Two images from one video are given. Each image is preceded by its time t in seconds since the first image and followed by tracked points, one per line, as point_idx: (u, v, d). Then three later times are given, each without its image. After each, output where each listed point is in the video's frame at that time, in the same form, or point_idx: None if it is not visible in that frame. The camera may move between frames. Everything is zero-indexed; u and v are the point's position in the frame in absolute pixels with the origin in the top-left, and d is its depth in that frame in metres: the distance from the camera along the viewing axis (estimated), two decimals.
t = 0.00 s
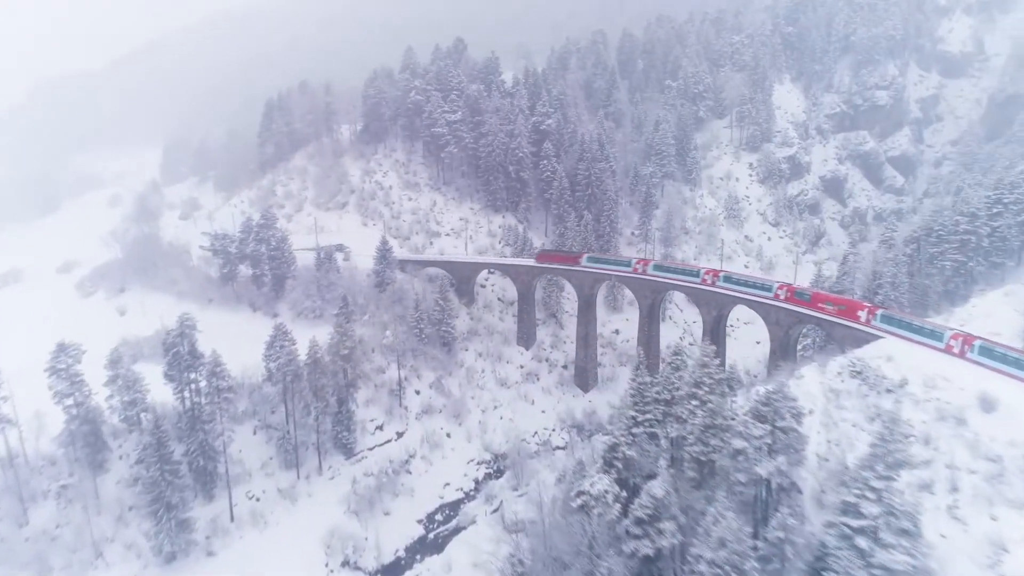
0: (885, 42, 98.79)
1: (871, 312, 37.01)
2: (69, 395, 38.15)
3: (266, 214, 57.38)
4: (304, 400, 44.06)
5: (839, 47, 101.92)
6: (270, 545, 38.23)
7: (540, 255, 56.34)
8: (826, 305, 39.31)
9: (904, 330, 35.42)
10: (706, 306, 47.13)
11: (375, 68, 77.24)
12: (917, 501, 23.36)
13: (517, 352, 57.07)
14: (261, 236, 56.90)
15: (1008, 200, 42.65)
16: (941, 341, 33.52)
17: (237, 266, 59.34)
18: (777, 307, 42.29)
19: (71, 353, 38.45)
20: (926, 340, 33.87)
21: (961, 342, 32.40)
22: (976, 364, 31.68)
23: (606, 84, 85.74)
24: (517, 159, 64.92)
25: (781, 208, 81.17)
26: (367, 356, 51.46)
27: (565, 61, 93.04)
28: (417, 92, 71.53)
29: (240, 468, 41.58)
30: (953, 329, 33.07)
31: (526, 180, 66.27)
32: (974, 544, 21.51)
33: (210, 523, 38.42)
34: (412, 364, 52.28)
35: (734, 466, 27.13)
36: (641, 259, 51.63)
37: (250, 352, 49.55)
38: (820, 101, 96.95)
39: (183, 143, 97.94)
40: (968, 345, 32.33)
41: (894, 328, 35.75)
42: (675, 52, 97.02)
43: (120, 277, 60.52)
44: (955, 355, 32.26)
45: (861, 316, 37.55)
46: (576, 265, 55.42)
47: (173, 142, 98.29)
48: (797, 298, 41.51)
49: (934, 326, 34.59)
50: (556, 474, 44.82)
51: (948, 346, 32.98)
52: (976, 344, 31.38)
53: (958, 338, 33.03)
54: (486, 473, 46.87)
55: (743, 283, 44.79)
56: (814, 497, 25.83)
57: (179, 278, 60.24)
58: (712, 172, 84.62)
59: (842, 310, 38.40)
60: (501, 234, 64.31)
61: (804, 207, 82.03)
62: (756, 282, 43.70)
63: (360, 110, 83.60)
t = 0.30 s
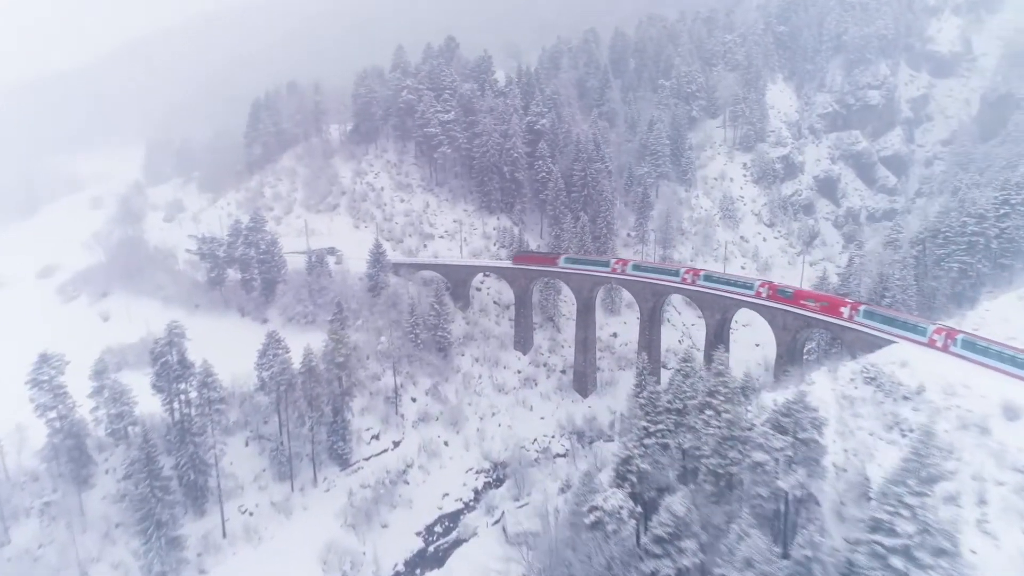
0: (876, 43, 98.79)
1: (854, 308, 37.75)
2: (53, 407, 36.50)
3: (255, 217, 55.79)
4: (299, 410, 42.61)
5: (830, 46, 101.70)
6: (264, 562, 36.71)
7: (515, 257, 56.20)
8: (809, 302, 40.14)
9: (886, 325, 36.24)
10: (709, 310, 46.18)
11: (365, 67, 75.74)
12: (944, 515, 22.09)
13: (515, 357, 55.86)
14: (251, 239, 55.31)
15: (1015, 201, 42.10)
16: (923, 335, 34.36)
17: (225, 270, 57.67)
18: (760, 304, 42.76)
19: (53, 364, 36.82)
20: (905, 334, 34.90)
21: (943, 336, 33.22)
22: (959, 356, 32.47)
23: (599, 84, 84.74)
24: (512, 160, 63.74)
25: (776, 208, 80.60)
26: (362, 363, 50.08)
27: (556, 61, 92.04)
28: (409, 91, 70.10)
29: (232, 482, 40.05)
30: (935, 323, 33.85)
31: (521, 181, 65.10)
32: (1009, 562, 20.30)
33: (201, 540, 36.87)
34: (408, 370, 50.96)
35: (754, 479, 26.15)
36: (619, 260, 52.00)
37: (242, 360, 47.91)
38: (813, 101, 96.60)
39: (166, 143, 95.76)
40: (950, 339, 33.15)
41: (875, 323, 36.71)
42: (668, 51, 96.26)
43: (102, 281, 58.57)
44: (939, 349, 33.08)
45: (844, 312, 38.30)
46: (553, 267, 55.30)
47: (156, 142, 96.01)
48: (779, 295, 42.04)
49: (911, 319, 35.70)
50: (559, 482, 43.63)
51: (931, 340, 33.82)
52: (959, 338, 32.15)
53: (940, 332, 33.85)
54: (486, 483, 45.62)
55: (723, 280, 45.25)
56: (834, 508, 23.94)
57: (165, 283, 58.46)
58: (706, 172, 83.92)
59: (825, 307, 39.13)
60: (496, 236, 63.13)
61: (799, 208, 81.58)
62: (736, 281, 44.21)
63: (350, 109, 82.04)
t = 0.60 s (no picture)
0: (868, 42, 98.64)
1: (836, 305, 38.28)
2: (36, 421, 34.84)
3: (244, 220, 54.19)
4: (293, 421, 41.13)
5: (822, 46, 101.47)
6: None
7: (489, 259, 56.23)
8: (790, 300, 40.60)
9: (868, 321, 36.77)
10: (713, 313, 45.30)
11: (355, 66, 74.20)
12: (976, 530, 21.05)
13: (512, 362, 54.73)
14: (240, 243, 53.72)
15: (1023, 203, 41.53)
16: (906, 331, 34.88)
17: (213, 274, 55.99)
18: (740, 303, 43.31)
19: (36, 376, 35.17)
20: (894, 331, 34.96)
21: (926, 331, 33.76)
22: (942, 351, 33.13)
23: (592, 83, 83.70)
24: (506, 160, 62.60)
25: (771, 209, 80.09)
26: (356, 370, 48.71)
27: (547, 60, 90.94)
28: (400, 91, 68.62)
29: (224, 496, 38.52)
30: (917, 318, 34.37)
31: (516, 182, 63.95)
32: None
33: (193, 558, 35.30)
34: (404, 378, 49.67)
35: (775, 493, 25.21)
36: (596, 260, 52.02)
37: (234, 368, 46.29)
38: (805, 101, 96.22)
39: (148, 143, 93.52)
40: (933, 333, 33.72)
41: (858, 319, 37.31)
42: (660, 50, 95.42)
43: (84, 286, 56.59)
44: (922, 343, 33.70)
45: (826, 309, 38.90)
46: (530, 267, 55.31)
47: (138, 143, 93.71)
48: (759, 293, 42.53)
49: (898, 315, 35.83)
50: (562, 492, 42.47)
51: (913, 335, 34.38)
52: (941, 332, 32.73)
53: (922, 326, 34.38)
54: (486, 493, 44.42)
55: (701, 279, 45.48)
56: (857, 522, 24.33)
57: (151, 289, 56.64)
58: (700, 173, 83.21)
59: (806, 304, 39.67)
60: (491, 238, 61.91)
61: (793, 208, 81.11)
62: (715, 280, 44.37)
63: (339, 109, 80.44)
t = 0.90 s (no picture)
0: (861, 41, 98.44)
1: (816, 302, 38.99)
2: (18, 436, 33.19)
3: (234, 223, 52.65)
4: (288, 432, 39.58)
5: (814, 45, 101.25)
6: None
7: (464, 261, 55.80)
8: (770, 298, 41.16)
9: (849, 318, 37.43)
10: (718, 317, 44.40)
11: (346, 65, 72.69)
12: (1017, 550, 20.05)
13: (511, 368, 53.62)
14: (230, 246, 52.14)
15: None
16: (888, 326, 35.67)
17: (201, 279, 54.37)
18: (719, 302, 43.82)
19: (18, 389, 33.56)
20: (876, 327, 35.73)
21: (908, 326, 34.59)
22: (924, 346, 34.05)
23: (585, 83, 82.69)
24: (502, 161, 61.50)
25: (766, 210, 79.61)
26: (352, 377, 47.39)
27: (539, 60, 89.93)
28: (393, 90, 67.18)
29: (217, 511, 37.06)
30: (899, 314, 35.20)
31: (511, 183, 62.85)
32: None
33: None
34: (401, 385, 48.41)
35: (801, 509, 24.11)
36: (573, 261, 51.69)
37: (228, 377, 44.72)
38: (798, 100, 95.86)
39: (131, 144, 91.37)
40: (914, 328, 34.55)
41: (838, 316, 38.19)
42: (652, 49, 94.62)
43: (68, 291, 54.70)
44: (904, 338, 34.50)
45: (807, 306, 39.44)
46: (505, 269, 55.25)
47: (121, 143, 91.51)
48: (740, 292, 43.15)
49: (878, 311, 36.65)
50: (566, 502, 41.39)
51: (895, 331, 35.22)
52: (923, 327, 33.65)
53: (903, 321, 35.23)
54: (486, 503, 43.23)
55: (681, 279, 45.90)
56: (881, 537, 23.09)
57: (136, 294, 54.92)
58: (695, 173, 82.53)
59: (788, 302, 40.23)
60: (486, 240, 60.70)
61: (788, 208, 80.64)
62: (696, 280, 44.77)
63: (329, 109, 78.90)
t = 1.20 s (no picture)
0: (852, 41, 98.22)
1: (796, 300, 39.54)
2: None
3: (223, 226, 51.00)
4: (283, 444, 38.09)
5: (806, 45, 101.06)
6: None
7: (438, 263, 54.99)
8: (750, 296, 41.63)
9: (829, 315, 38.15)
10: (723, 321, 43.49)
11: (335, 64, 71.15)
12: None
13: (509, 373, 52.45)
14: (219, 251, 50.50)
15: None
16: (868, 323, 36.40)
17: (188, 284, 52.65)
18: (716, 304, 43.24)
19: None
20: (857, 324, 36.39)
21: (889, 322, 35.46)
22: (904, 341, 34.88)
23: (578, 82, 81.64)
24: (496, 162, 60.43)
25: (760, 210, 79.07)
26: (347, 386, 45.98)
27: (530, 59, 88.81)
28: (385, 89, 65.73)
29: (210, 528, 35.53)
30: (878, 310, 36.02)
31: (506, 184, 61.67)
32: None
33: None
34: (398, 393, 47.05)
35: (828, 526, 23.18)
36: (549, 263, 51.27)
37: (221, 387, 43.12)
38: (790, 100, 95.50)
39: (112, 144, 89.04)
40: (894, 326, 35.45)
41: (818, 313, 38.83)
42: (644, 49, 93.81)
43: (48, 297, 52.69)
44: (885, 333, 35.28)
45: (786, 303, 39.86)
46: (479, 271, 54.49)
47: (101, 144, 89.17)
48: (719, 291, 43.45)
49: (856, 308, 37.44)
50: (570, 512, 40.36)
51: (875, 326, 35.99)
52: (903, 323, 34.46)
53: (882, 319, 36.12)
54: (486, 514, 42.27)
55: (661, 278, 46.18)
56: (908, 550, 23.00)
57: (120, 299, 53.02)
58: (688, 174, 81.77)
59: (767, 300, 40.71)
60: (481, 243, 59.47)
61: (783, 208, 80.11)
62: (675, 280, 45.01)
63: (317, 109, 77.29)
